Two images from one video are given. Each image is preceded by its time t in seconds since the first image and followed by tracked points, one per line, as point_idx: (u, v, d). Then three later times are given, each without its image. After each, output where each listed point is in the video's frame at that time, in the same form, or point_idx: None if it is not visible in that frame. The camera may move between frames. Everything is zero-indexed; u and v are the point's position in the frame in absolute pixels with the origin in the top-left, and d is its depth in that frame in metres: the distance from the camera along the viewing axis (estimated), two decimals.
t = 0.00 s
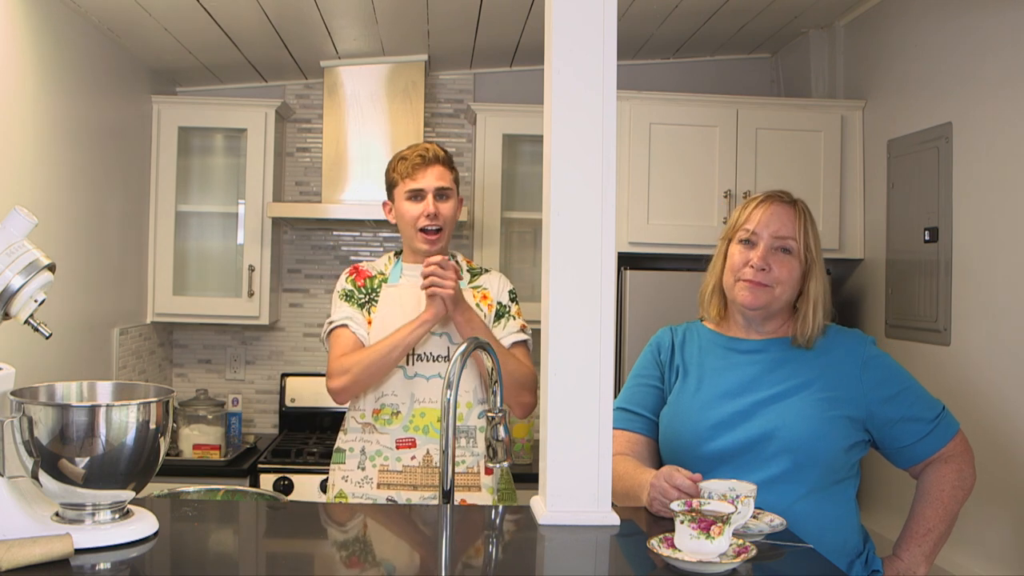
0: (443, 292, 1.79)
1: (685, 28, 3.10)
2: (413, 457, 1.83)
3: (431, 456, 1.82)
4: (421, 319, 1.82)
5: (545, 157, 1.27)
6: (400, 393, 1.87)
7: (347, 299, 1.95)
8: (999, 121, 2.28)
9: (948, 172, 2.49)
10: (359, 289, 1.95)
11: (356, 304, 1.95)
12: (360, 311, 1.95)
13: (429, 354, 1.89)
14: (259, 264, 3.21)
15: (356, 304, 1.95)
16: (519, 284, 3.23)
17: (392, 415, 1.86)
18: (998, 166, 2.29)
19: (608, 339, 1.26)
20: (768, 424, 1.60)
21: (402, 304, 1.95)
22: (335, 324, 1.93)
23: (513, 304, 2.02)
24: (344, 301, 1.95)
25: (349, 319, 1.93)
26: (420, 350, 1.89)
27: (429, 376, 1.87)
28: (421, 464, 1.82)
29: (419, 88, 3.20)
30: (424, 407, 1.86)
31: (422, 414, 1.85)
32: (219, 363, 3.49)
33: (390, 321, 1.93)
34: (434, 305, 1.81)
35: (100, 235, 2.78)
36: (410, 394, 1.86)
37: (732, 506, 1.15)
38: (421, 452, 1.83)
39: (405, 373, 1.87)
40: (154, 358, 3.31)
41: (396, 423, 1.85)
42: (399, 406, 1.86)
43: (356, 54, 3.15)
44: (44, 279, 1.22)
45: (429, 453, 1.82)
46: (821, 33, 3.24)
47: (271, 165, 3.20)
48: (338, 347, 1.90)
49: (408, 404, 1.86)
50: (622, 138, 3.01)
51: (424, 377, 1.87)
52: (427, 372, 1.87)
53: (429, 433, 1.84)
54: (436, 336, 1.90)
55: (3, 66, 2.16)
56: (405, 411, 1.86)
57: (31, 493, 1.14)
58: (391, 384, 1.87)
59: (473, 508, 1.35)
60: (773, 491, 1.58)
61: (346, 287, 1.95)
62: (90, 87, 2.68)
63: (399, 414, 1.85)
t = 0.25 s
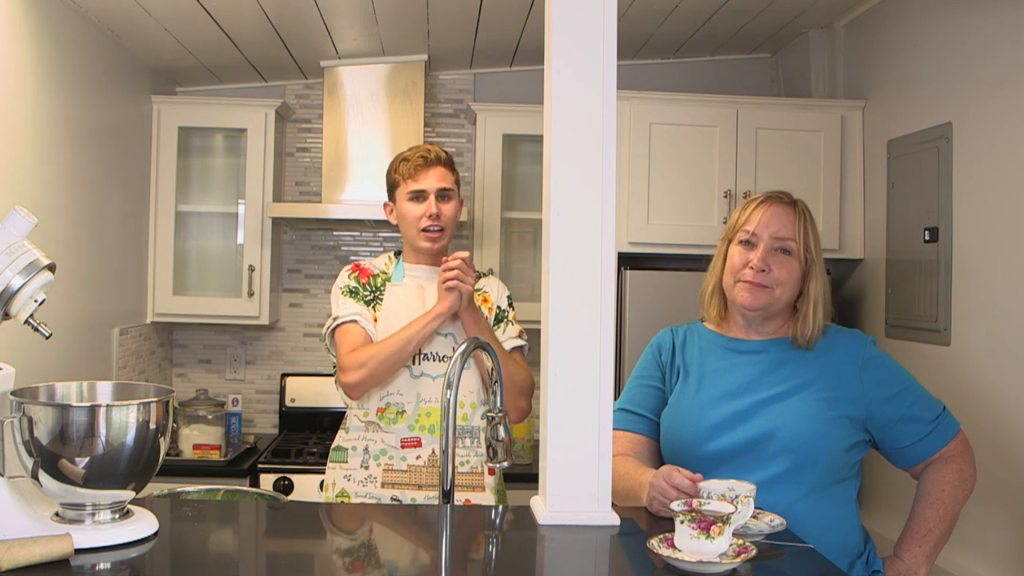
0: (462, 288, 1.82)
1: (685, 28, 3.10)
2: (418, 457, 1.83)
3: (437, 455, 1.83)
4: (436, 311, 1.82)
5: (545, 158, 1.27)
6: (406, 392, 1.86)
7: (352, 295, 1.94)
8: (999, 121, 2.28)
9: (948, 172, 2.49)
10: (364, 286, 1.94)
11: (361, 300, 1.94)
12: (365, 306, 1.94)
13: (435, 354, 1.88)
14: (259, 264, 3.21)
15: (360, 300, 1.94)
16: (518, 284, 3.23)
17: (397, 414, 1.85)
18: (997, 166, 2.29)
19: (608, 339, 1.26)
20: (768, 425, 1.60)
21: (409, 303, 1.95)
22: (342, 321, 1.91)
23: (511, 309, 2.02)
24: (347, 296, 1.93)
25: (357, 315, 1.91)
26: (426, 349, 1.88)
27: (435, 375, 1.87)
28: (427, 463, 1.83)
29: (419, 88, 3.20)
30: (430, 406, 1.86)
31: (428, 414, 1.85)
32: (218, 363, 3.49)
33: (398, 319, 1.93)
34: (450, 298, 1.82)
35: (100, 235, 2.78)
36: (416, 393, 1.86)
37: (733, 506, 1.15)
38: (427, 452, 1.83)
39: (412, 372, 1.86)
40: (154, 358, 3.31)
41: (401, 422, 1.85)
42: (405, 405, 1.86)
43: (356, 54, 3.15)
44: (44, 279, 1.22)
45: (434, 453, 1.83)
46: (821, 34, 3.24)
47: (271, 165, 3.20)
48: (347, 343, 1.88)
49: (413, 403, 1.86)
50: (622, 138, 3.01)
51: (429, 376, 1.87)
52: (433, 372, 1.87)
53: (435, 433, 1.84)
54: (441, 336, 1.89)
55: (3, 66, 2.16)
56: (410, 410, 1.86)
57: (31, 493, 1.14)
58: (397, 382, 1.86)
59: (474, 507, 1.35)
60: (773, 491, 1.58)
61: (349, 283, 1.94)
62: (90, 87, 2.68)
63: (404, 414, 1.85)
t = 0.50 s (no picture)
0: (466, 285, 1.83)
1: (685, 28, 3.10)
2: (419, 458, 1.83)
3: (437, 456, 1.83)
4: (439, 311, 1.82)
5: (545, 157, 1.27)
6: (407, 392, 1.86)
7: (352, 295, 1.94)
8: (999, 121, 2.28)
9: (948, 172, 2.49)
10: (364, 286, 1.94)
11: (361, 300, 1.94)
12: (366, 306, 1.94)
13: (436, 355, 1.88)
14: (259, 264, 3.21)
15: (361, 300, 1.94)
16: (518, 284, 3.23)
17: (398, 415, 1.85)
18: (997, 166, 2.29)
19: (608, 339, 1.26)
20: (768, 425, 1.60)
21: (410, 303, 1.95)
22: (343, 320, 1.90)
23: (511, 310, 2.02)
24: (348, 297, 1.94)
25: (359, 315, 1.91)
26: (427, 350, 1.88)
27: (435, 376, 1.87)
28: (427, 464, 1.83)
29: (419, 88, 3.20)
30: (431, 407, 1.86)
31: (429, 415, 1.85)
32: (218, 363, 3.49)
33: (399, 319, 1.94)
34: (453, 298, 1.83)
35: (100, 235, 2.78)
36: (417, 394, 1.86)
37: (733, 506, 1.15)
38: (428, 452, 1.83)
39: (413, 373, 1.87)
40: (154, 358, 3.31)
41: (402, 423, 1.85)
42: (406, 406, 1.86)
43: (356, 54, 3.15)
44: (44, 279, 1.22)
45: (435, 454, 1.83)
46: (821, 34, 3.24)
47: (271, 165, 3.20)
48: (349, 342, 1.88)
49: (414, 404, 1.86)
50: (622, 138, 3.01)
51: (430, 377, 1.87)
52: (434, 373, 1.87)
53: (435, 434, 1.84)
54: (442, 337, 1.89)
55: (3, 66, 2.16)
56: (411, 411, 1.86)
57: (31, 493, 1.14)
58: (398, 383, 1.86)
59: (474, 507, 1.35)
60: (773, 492, 1.58)
61: (350, 284, 1.94)
62: (90, 87, 2.68)
63: (405, 414, 1.85)
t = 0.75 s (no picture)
0: (456, 291, 1.81)
1: (685, 28, 3.10)
2: (418, 459, 1.83)
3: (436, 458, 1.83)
4: (434, 318, 1.82)
5: (545, 158, 1.27)
6: (405, 395, 1.86)
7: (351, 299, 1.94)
8: (999, 121, 2.28)
9: (948, 172, 2.49)
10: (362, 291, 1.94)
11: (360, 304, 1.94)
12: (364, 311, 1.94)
13: (433, 357, 1.88)
14: (259, 264, 3.21)
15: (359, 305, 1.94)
16: (518, 284, 3.23)
17: (396, 417, 1.85)
18: (997, 166, 2.29)
19: (608, 339, 1.26)
20: (768, 425, 1.60)
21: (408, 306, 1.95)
22: (341, 325, 1.91)
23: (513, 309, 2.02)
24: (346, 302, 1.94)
25: (356, 320, 1.92)
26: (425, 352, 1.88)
27: (434, 377, 1.87)
28: (426, 466, 1.83)
29: (419, 88, 3.20)
30: (429, 409, 1.86)
31: (427, 416, 1.85)
32: (218, 363, 3.49)
33: (396, 323, 1.94)
34: (447, 305, 1.82)
35: (100, 235, 2.78)
36: (415, 396, 1.86)
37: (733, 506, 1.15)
38: (426, 454, 1.83)
39: (410, 375, 1.87)
40: (154, 358, 3.31)
41: (401, 425, 1.85)
42: (404, 408, 1.86)
43: (356, 54, 3.15)
44: (44, 279, 1.22)
45: (434, 456, 1.83)
46: (821, 33, 3.24)
47: (271, 165, 3.20)
48: (344, 347, 1.89)
49: (413, 406, 1.86)
50: (622, 138, 3.01)
51: (428, 379, 1.87)
52: (432, 374, 1.87)
53: (434, 435, 1.84)
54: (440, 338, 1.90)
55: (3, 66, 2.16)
56: (410, 413, 1.86)
57: (31, 493, 1.14)
58: (396, 386, 1.86)
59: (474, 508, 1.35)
60: (773, 492, 1.58)
61: (349, 289, 1.94)
62: (90, 87, 2.68)
63: (404, 417, 1.85)
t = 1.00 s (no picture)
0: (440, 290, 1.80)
1: (685, 28, 3.10)
2: (418, 457, 1.83)
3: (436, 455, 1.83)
4: (420, 319, 1.81)
5: (545, 157, 1.27)
6: (405, 393, 1.86)
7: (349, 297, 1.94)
8: (999, 121, 2.28)
9: (948, 172, 2.49)
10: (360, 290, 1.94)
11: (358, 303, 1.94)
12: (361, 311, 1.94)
13: (433, 355, 1.88)
14: (259, 264, 3.21)
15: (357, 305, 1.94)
16: (518, 284, 3.23)
17: (396, 415, 1.85)
18: (997, 166, 2.29)
19: (608, 339, 1.26)
20: (768, 426, 1.60)
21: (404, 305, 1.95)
22: (336, 325, 1.91)
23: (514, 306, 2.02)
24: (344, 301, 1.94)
25: (352, 319, 1.92)
26: (424, 351, 1.88)
27: (433, 376, 1.87)
28: (426, 463, 1.83)
29: (419, 88, 3.20)
30: (428, 407, 1.86)
31: (427, 415, 1.85)
32: (218, 363, 3.49)
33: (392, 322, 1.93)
34: (434, 306, 1.81)
35: (100, 235, 2.78)
36: (415, 394, 1.86)
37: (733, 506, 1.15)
38: (426, 452, 1.83)
39: (409, 373, 1.87)
40: (154, 358, 3.31)
41: (401, 423, 1.85)
42: (404, 406, 1.86)
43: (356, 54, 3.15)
44: (44, 279, 1.22)
45: (434, 453, 1.83)
46: (821, 33, 3.24)
47: (271, 165, 3.19)
48: (337, 347, 1.89)
49: (412, 404, 1.86)
50: (622, 138, 3.01)
51: (428, 378, 1.87)
52: (432, 373, 1.87)
53: (434, 433, 1.84)
54: (438, 337, 1.89)
55: (3, 65, 2.16)
56: (409, 411, 1.86)
57: (31, 493, 1.14)
58: (396, 384, 1.86)
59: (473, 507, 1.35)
60: (773, 492, 1.58)
61: (347, 288, 1.94)
62: (90, 87, 2.68)
63: (403, 415, 1.85)
